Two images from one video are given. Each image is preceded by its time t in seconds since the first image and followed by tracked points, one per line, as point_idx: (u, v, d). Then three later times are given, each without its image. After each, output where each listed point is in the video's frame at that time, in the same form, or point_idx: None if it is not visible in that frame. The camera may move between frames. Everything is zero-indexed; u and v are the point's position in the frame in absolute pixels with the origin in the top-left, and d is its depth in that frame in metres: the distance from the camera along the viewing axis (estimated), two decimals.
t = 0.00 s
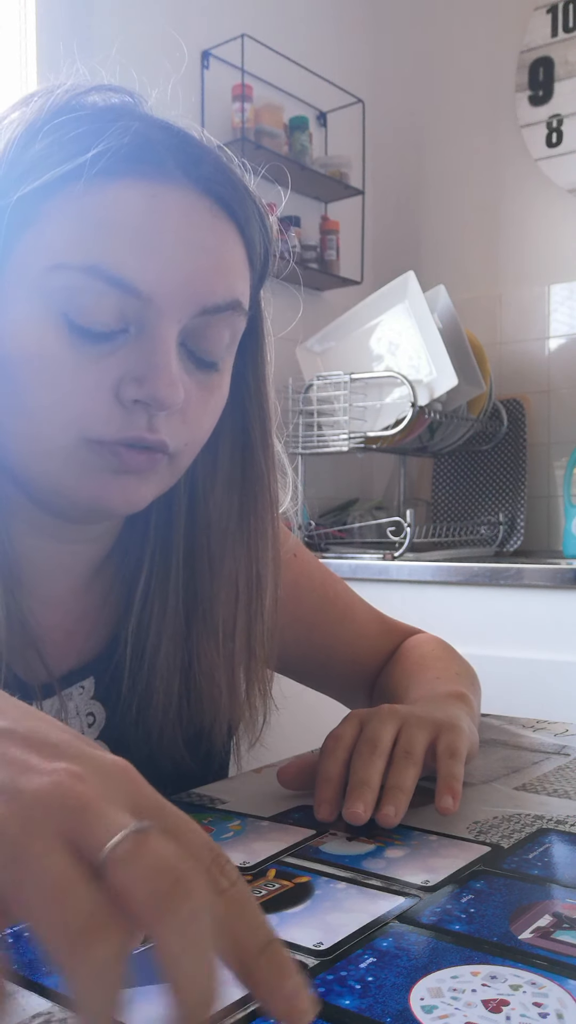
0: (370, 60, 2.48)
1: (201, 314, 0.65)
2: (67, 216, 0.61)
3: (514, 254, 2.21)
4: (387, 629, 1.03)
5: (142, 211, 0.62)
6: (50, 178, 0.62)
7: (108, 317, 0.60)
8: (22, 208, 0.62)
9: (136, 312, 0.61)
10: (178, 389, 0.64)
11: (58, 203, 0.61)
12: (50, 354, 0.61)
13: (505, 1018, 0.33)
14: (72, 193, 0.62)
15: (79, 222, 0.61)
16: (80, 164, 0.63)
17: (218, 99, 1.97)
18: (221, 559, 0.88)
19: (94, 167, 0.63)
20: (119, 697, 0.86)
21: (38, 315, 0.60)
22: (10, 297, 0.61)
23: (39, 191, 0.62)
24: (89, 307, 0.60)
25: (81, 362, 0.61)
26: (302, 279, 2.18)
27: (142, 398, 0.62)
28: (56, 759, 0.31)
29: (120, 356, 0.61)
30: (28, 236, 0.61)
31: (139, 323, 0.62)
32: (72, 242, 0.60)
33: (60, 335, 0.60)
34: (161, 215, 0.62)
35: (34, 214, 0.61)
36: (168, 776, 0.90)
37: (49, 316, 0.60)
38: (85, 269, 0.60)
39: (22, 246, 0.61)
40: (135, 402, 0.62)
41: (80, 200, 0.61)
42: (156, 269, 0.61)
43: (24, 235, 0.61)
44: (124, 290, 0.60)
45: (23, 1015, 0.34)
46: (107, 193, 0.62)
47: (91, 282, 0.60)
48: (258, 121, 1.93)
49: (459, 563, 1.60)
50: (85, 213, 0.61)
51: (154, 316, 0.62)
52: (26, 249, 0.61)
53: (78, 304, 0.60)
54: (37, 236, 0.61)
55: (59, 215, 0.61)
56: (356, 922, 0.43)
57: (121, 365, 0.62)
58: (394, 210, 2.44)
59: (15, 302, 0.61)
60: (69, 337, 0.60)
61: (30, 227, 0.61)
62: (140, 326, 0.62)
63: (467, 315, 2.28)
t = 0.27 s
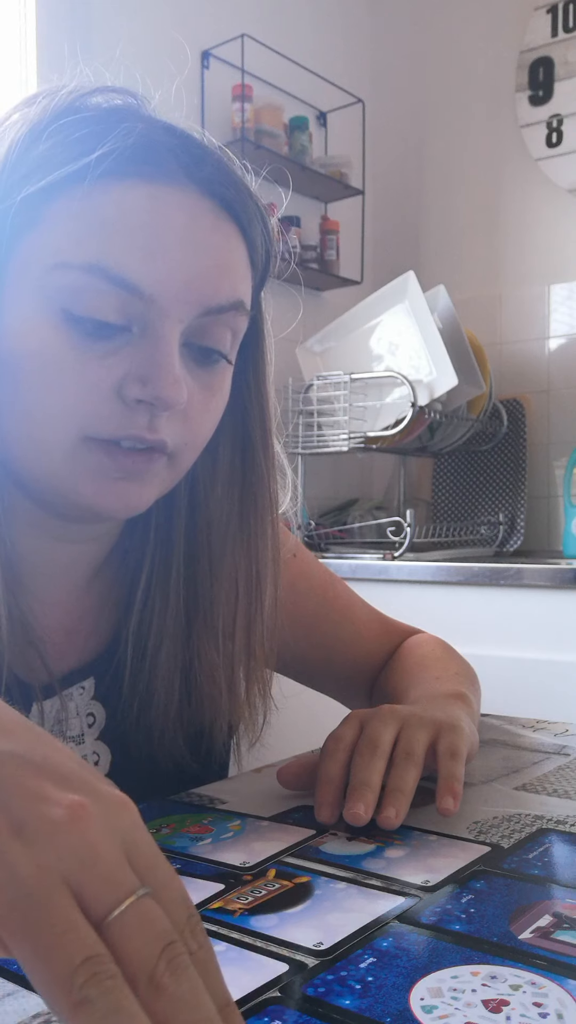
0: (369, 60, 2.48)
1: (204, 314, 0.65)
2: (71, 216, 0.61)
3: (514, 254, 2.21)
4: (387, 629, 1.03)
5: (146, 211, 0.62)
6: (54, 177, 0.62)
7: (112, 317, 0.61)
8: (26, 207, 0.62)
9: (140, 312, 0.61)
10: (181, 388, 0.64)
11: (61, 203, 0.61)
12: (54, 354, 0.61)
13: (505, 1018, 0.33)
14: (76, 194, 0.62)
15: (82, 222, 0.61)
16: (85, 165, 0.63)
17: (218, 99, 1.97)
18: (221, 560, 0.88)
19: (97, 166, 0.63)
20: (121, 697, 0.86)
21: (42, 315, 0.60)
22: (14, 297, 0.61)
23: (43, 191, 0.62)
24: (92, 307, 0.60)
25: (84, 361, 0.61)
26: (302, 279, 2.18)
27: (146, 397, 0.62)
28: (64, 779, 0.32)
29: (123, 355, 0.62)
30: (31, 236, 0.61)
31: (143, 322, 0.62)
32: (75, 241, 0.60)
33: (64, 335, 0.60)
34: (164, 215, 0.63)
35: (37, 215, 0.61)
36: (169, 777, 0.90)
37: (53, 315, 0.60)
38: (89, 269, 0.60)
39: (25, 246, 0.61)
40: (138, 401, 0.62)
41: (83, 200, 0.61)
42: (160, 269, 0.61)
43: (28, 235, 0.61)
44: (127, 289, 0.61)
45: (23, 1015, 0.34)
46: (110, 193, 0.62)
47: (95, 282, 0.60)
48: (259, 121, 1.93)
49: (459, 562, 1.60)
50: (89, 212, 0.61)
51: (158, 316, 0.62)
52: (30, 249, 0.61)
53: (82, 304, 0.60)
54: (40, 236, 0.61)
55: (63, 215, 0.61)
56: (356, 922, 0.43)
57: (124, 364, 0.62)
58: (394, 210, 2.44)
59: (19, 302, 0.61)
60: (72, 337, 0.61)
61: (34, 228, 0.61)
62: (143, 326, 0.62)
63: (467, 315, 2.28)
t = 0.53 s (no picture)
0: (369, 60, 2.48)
1: (204, 314, 0.65)
2: (72, 215, 0.61)
3: (513, 254, 2.21)
4: (386, 629, 1.03)
5: (147, 210, 0.62)
6: (55, 177, 0.62)
7: (113, 316, 0.61)
8: (27, 207, 0.62)
9: (141, 312, 0.61)
10: (182, 388, 0.64)
11: (62, 203, 0.61)
12: (55, 353, 0.61)
13: (505, 1018, 0.33)
14: (77, 193, 0.62)
15: (83, 222, 0.61)
16: (86, 164, 0.63)
17: (218, 99, 1.97)
18: (221, 560, 0.88)
19: (99, 166, 0.63)
20: (121, 697, 0.85)
21: (43, 315, 0.60)
22: (15, 297, 0.61)
23: (44, 191, 0.62)
24: (93, 306, 0.60)
25: (85, 361, 0.61)
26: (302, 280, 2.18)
27: (147, 397, 0.62)
28: (66, 779, 0.32)
29: (124, 355, 0.61)
30: (33, 236, 0.61)
31: (144, 322, 0.62)
32: (76, 241, 0.60)
33: (65, 334, 0.60)
34: (165, 215, 0.63)
35: (39, 214, 0.61)
36: (170, 778, 0.89)
37: (54, 315, 0.60)
38: (90, 268, 0.60)
39: (27, 246, 0.61)
40: (139, 400, 0.62)
41: (84, 199, 0.61)
42: (161, 269, 0.61)
43: (29, 235, 0.61)
44: (128, 289, 0.60)
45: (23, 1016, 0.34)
46: (111, 193, 0.62)
47: (97, 282, 0.60)
48: (259, 121, 1.93)
49: (459, 562, 1.60)
50: (90, 212, 0.61)
51: (159, 315, 0.62)
52: (31, 249, 0.61)
53: (84, 304, 0.60)
54: (42, 236, 0.61)
55: (64, 215, 0.61)
56: (357, 921, 0.43)
57: (125, 364, 0.62)
58: (394, 209, 2.44)
59: (20, 301, 0.61)
60: (73, 336, 0.61)
61: (35, 227, 0.61)
62: (144, 325, 0.62)
63: (467, 315, 2.28)
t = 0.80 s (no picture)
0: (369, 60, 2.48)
1: (204, 313, 0.65)
2: (71, 215, 0.61)
3: (513, 254, 2.21)
4: (386, 629, 1.03)
5: (146, 210, 0.62)
6: (54, 177, 0.62)
7: (111, 315, 0.60)
8: (27, 206, 0.62)
9: (140, 311, 0.61)
10: (182, 387, 0.64)
11: (61, 202, 0.61)
12: (54, 353, 0.61)
13: (504, 1018, 0.33)
14: (76, 193, 0.62)
15: (83, 221, 0.61)
16: (84, 164, 0.63)
17: (218, 99, 1.97)
18: (222, 560, 0.88)
19: (98, 166, 0.63)
20: (121, 697, 0.85)
21: (43, 315, 0.60)
22: (14, 296, 0.61)
23: (43, 190, 0.62)
24: (93, 306, 0.60)
25: (84, 360, 0.61)
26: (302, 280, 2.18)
27: (146, 396, 0.62)
28: (66, 780, 0.32)
29: (123, 355, 0.61)
30: (31, 236, 0.61)
31: (143, 322, 0.62)
32: (76, 241, 0.60)
33: (65, 334, 0.60)
34: (164, 214, 0.63)
35: (38, 214, 0.61)
36: (171, 779, 0.89)
37: (53, 315, 0.60)
38: (89, 268, 0.60)
39: (26, 245, 0.61)
40: (139, 400, 0.62)
41: (83, 199, 0.61)
42: (160, 268, 0.61)
43: (28, 234, 0.61)
44: (127, 288, 0.60)
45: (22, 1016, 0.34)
46: (111, 192, 0.62)
47: (96, 282, 0.60)
48: (259, 121, 1.93)
49: (459, 562, 1.60)
50: (89, 211, 0.61)
51: (158, 315, 0.62)
52: (31, 248, 0.61)
53: (83, 303, 0.60)
54: (41, 236, 0.61)
55: (63, 214, 0.61)
56: (357, 921, 0.43)
57: (125, 363, 0.62)
58: (394, 209, 2.44)
59: (19, 301, 0.61)
60: (73, 336, 0.60)
61: (34, 227, 0.61)
62: (143, 325, 0.62)
63: (467, 315, 2.28)
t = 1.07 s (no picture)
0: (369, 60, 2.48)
1: (204, 314, 0.65)
2: (71, 215, 0.61)
3: (513, 254, 2.21)
4: (386, 629, 1.03)
5: (145, 210, 0.62)
6: (54, 177, 0.62)
7: (110, 316, 0.60)
8: (27, 207, 0.62)
9: (140, 312, 0.61)
10: (182, 388, 0.63)
11: (61, 203, 0.61)
12: (54, 353, 0.61)
13: (504, 1018, 0.33)
14: (76, 193, 0.62)
15: (83, 222, 0.61)
16: (85, 164, 0.63)
17: (218, 99, 1.97)
18: (221, 560, 0.88)
19: (98, 166, 0.63)
20: (121, 697, 0.85)
21: (42, 315, 0.60)
22: (14, 297, 0.61)
23: (43, 191, 0.62)
24: (92, 306, 0.60)
25: (83, 360, 0.61)
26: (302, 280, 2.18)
27: (146, 397, 0.62)
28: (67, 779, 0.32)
29: (123, 356, 0.61)
30: (31, 237, 0.61)
31: (142, 322, 0.62)
32: (75, 241, 0.60)
33: (64, 334, 0.60)
34: (164, 215, 0.63)
35: (38, 214, 0.61)
36: (170, 779, 0.89)
37: (52, 315, 0.60)
38: (89, 268, 0.60)
39: (25, 246, 0.61)
40: (138, 400, 0.62)
41: (83, 199, 0.61)
42: (160, 268, 0.61)
43: (28, 235, 0.61)
44: (127, 289, 0.60)
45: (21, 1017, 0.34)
46: (111, 193, 0.62)
47: (96, 282, 0.60)
48: (259, 121, 1.93)
49: (458, 562, 1.60)
50: (89, 212, 0.61)
51: (157, 316, 0.62)
52: (30, 248, 0.61)
53: (83, 303, 0.60)
54: (41, 236, 0.61)
55: (63, 215, 0.61)
56: (356, 921, 0.43)
57: (124, 364, 0.62)
58: (394, 209, 2.44)
59: (19, 302, 0.61)
60: (72, 336, 0.61)
61: (33, 228, 0.61)
62: (143, 326, 0.62)
63: (467, 315, 2.28)
